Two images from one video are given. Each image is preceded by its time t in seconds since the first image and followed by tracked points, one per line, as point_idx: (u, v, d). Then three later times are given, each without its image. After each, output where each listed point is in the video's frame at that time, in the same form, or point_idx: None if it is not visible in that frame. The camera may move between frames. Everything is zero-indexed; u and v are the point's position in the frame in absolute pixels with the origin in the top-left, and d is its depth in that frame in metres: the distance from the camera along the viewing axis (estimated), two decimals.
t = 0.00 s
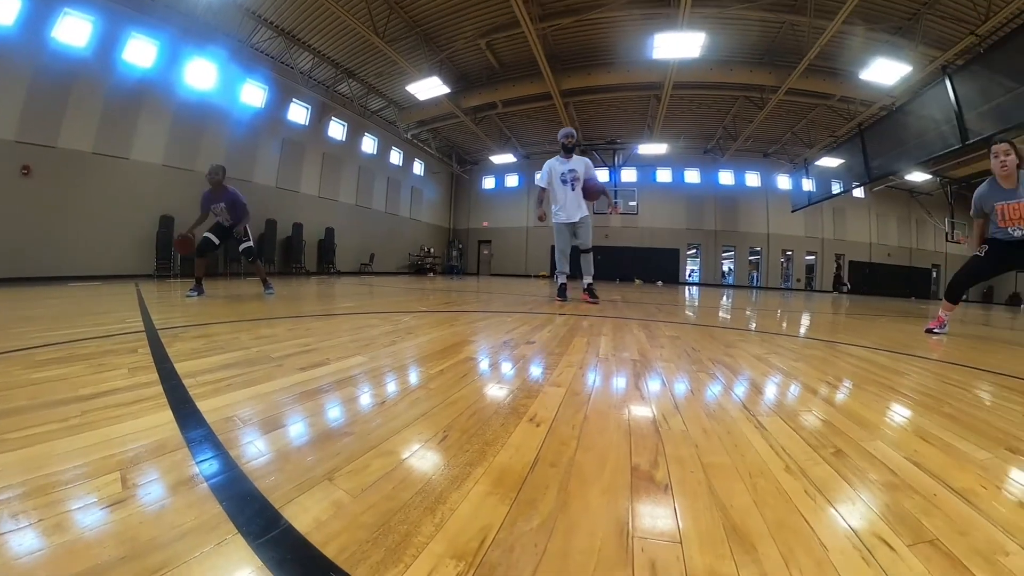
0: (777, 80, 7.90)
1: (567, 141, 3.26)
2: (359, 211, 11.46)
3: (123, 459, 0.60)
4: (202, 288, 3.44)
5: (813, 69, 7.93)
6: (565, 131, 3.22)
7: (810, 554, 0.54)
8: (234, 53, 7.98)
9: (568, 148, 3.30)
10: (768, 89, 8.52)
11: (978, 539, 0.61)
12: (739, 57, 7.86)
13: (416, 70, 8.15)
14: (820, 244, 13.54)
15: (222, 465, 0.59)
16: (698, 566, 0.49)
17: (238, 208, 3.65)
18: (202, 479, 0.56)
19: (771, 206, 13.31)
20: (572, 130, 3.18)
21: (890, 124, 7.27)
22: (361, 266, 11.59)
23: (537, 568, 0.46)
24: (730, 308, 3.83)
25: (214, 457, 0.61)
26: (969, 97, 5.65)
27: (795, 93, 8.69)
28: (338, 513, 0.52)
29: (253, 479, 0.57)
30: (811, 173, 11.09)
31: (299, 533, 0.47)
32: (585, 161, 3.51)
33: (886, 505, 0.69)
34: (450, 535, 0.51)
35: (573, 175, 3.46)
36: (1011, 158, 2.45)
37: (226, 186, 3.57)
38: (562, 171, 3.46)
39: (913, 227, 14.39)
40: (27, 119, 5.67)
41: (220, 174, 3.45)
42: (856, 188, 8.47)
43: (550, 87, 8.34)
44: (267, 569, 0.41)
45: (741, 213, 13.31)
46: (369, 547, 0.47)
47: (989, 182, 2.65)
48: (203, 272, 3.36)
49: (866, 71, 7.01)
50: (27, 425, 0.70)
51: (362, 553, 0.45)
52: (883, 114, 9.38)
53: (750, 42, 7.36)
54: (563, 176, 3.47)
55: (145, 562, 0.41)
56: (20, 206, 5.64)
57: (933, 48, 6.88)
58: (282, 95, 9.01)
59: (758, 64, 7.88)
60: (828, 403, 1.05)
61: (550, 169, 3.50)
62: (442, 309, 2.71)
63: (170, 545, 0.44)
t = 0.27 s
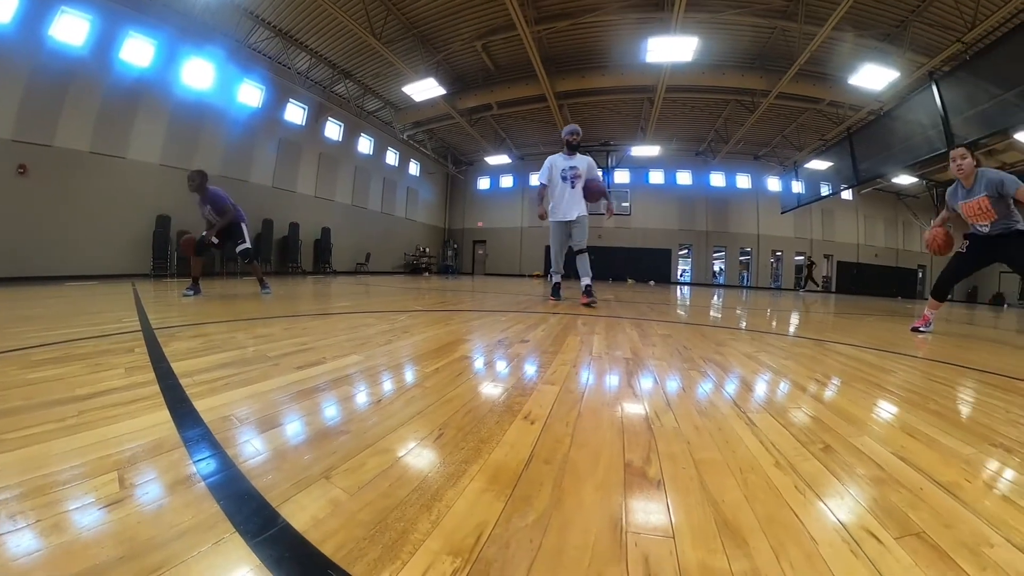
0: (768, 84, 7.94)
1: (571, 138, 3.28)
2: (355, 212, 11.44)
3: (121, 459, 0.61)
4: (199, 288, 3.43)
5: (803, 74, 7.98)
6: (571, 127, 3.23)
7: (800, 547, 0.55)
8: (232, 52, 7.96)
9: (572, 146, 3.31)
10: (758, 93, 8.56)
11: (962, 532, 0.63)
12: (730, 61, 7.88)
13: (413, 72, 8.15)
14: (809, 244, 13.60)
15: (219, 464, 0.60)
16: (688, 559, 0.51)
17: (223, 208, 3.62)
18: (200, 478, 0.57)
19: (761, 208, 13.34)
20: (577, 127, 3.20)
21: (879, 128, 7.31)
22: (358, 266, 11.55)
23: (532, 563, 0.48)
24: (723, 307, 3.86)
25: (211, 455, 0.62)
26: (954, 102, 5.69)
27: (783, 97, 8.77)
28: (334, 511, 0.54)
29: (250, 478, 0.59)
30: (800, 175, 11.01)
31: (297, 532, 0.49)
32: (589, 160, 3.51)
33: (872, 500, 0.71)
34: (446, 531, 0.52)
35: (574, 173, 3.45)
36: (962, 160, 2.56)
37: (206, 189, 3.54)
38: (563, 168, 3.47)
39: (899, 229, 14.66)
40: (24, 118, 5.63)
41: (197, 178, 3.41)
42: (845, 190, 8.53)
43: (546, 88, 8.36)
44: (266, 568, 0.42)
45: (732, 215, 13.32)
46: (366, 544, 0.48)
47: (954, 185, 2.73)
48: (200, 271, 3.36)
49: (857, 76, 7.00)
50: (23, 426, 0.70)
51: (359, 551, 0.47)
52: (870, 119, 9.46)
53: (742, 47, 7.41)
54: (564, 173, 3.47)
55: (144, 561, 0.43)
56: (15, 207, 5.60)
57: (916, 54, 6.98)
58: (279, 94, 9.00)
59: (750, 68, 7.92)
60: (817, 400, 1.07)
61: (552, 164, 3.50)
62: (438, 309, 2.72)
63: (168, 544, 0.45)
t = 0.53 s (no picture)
0: (767, 84, 7.95)
1: (586, 130, 3.25)
2: (354, 212, 11.45)
3: (120, 459, 0.61)
4: (197, 287, 3.43)
5: (802, 75, 7.99)
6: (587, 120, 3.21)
7: (797, 546, 0.56)
8: (231, 52, 7.96)
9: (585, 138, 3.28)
10: (757, 94, 8.66)
11: (959, 530, 0.64)
12: (728, 62, 7.88)
13: (412, 72, 8.15)
14: (807, 244, 13.62)
15: (218, 464, 0.61)
16: (687, 559, 0.52)
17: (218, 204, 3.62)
18: (199, 478, 0.57)
19: (759, 207, 13.35)
20: (594, 120, 3.19)
21: (877, 128, 7.32)
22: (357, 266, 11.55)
23: (532, 562, 0.48)
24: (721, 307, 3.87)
25: (210, 456, 0.62)
26: (953, 104, 5.70)
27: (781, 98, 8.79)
28: (333, 511, 0.54)
29: (249, 478, 0.59)
30: (797, 175, 10.98)
31: (296, 532, 0.49)
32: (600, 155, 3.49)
33: (870, 499, 0.71)
34: (445, 531, 0.52)
35: (584, 166, 3.41)
36: (981, 145, 2.46)
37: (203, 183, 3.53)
38: (574, 160, 3.43)
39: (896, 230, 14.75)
40: (23, 117, 5.62)
41: (197, 171, 3.41)
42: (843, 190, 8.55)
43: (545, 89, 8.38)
44: (265, 568, 0.42)
45: (730, 214, 13.34)
46: (365, 544, 0.49)
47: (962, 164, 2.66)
48: (196, 270, 3.36)
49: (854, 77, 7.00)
50: (21, 426, 0.70)
51: (358, 551, 0.47)
52: (866, 119, 9.48)
53: (741, 48, 7.42)
54: (572, 165, 3.43)
55: (143, 562, 0.43)
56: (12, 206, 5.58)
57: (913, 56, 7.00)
58: (278, 94, 9.01)
59: (749, 69, 7.92)
60: (815, 400, 1.07)
61: (562, 155, 3.45)
62: (437, 308, 2.72)
63: (167, 545, 0.45)
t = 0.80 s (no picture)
0: (761, 84, 7.98)
1: (587, 123, 3.18)
2: (343, 210, 11.46)
3: (103, 465, 0.59)
4: (182, 288, 3.44)
5: (796, 75, 8.02)
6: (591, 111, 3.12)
7: (793, 545, 0.55)
8: (218, 46, 7.90)
9: (585, 132, 3.22)
10: (752, 93, 8.64)
11: (955, 527, 0.63)
12: (723, 61, 7.89)
13: (404, 68, 8.12)
14: (802, 244, 13.70)
15: (204, 470, 0.59)
16: (683, 560, 0.51)
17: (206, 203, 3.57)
18: (184, 484, 0.56)
19: (753, 206, 13.42)
20: (598, 112, 3.10)
21: (870, 128, 7.35)
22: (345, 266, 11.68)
23: (527, 565, 0.47)
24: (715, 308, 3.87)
25: (196, 461, 0.61)
26: (947, 105, 5.74)
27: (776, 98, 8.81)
28: (323, 517, 0.53)
29: (237, 484, 0.58)
30: (793, 176, 11.08)
31: (285, 539, 0.48)
32: (601, 151, 3.43)
33: (866, 497, 0.71)
34: (438, 536, 0.51)
35: (581, 161, 3.35)
36: (983, 159, 2.47)
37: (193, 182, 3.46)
38: (573, 154, 3.37)
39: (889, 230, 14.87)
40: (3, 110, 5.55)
41: (190, 169, 3.37)
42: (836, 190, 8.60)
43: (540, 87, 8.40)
44: None
45: (724, 213, 13.42)
46: (356, 550, 0.48)
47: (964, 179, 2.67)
48: (182, 272, 3.35)
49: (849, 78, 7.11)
50: None
51: (350, 558, 0.46)
52: (860, 120, 9.52)
53: (735, 47, 7.44)
54: (570, 159, 3.37)
55: (128, 570, 0.42)
56: None
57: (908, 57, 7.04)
58: (266, 89, 8.95)
59: (743, 69, 7.95)
60: (810, 399, 1.07)
61: (561, 148, 3.39)
62: (430, 309, 2.71)
63: (153, 553, 0.44)
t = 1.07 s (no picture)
0: (750, 83, 8.02)
1: (569, 114, 3.09)
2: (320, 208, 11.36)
3: (65, 483, 0.57)
4: (148, 291, 3.35)
5: (786, 75, 8.08)
6: (570, 100, 2.99)
7: (786, 545, 0.54)
8: (189, 32, 7.79)
9: (567, 123, 3.14)
10: (740, 92, 8.63)
11: (947, 523, 0.63)
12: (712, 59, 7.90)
13: (385, 60, 8.06)
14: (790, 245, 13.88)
15: (174, 486, 0.57)
16: (676, 564, 0.50)
17: (189, 195, 3.49)
18: (153, 501, 0.54)
19: (740, 206, 13.57)
20: (580, 101, 2.97)
21: (858, 129, 7.41)
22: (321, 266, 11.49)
23: None
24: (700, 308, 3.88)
25: (166, 476, 0.59)
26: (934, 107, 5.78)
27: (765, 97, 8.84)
28: (301, 531, 0.51)
29: (209, 498, 0.56)
30: (781, 176, 11.14)
31: (261, 555, 0.46)
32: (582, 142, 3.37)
33: (858, 496, 0.70)
34: (422, 547, 0.50)
35: (564, 155, 3.29)
36: (935, 155, 2.57)
37: (177, 171, 3.39)
38: (555, 148, 3.29)
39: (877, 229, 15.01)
40: None
41: (174, 156, 3.31)
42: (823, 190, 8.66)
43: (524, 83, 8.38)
44: None
45: (711, 212, 13.53)
46: (338, 565, 0.46)
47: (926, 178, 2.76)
48: (150, 273, 3.26)
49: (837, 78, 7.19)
50: None
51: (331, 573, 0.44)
52: (851, 121, 9.57)
53: (724, 45, 7.47)
54: (552, 153, 3.29)
55: None
56: None
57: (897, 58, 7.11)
58: (239, 79, 8.83)
59: (732, 67, 7.98)
60: (799, 399, 1.06)
61: (542, 142, 3.29)
62: (413, 311, 2.69)
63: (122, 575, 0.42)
